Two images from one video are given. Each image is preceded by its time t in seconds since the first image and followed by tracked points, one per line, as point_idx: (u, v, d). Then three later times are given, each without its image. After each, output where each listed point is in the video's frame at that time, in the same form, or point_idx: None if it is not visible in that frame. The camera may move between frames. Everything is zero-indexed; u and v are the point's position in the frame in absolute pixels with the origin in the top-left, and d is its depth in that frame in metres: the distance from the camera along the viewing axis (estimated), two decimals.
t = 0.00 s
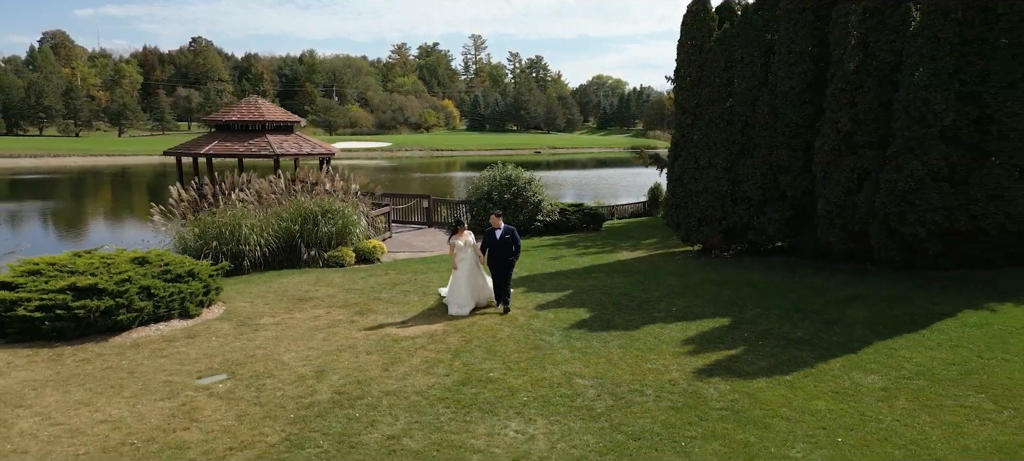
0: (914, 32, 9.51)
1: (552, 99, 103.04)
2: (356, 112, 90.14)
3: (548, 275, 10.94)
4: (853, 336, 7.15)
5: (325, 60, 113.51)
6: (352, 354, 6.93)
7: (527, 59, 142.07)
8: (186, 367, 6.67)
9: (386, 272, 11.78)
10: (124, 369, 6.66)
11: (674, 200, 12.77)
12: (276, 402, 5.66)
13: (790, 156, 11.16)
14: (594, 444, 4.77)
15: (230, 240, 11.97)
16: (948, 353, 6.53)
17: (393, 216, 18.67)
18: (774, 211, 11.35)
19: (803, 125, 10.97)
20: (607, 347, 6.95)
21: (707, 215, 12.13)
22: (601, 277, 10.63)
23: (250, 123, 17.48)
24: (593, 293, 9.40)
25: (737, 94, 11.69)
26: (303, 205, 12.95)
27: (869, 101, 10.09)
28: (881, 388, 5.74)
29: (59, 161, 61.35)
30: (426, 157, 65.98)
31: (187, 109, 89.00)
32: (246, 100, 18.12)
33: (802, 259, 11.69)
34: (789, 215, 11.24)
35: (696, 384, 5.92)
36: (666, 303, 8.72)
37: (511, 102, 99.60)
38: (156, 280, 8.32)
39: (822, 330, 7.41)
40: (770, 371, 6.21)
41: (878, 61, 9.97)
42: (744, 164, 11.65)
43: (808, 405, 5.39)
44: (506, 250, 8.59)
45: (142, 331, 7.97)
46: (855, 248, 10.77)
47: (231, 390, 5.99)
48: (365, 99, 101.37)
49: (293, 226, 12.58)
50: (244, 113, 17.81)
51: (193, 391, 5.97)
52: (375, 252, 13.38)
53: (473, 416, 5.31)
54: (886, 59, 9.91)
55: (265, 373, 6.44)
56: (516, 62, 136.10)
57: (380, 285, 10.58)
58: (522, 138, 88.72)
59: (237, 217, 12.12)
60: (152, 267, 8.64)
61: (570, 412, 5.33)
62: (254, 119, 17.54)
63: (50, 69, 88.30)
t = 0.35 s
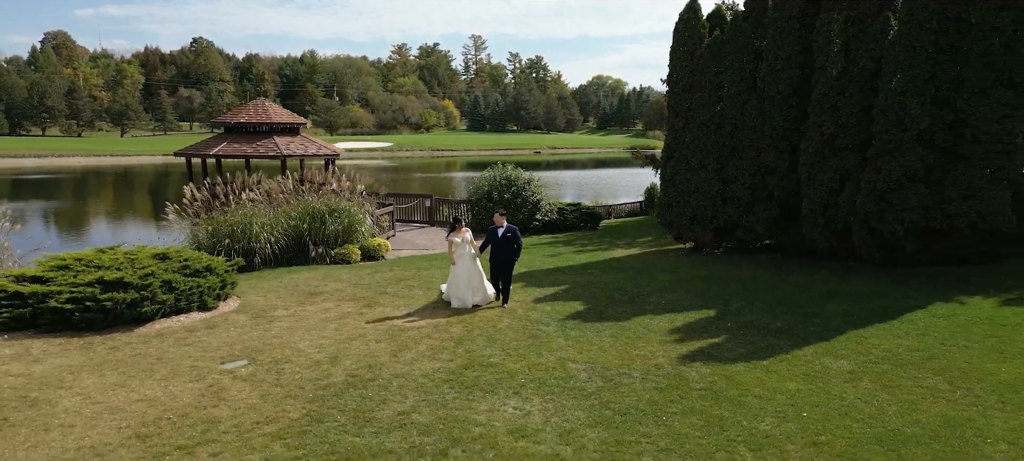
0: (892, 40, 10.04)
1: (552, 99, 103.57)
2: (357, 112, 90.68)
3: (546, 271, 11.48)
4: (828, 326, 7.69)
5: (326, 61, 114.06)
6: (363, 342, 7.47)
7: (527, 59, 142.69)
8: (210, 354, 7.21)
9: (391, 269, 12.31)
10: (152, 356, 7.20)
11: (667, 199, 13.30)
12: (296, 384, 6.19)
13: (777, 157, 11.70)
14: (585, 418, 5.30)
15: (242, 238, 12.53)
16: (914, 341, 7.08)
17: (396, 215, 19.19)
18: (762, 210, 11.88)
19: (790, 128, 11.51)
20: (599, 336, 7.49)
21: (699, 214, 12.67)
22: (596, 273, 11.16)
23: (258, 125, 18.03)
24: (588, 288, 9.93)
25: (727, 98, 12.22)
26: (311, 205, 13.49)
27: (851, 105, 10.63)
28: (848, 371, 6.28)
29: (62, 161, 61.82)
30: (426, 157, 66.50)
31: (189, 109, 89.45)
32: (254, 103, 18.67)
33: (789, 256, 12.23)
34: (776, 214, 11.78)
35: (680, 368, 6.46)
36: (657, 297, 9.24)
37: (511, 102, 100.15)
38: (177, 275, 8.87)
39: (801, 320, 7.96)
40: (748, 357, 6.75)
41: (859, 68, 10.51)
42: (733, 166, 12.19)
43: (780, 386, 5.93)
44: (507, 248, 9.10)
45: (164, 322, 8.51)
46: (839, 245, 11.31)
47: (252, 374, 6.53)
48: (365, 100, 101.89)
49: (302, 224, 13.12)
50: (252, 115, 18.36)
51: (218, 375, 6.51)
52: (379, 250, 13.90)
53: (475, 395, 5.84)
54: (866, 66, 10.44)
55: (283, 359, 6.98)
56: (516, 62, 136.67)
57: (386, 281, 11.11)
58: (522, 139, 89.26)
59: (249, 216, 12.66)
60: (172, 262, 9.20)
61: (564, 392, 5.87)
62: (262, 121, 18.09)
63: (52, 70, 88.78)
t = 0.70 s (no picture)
0: (872, 48, 10.59)
1: (551, 100, 104.15)
2: (357, 112, 91.24)
3: (544, 267, 12.02)
4: (807, 317, 8.24)
5: (326, 62, 114.60)
6: (373, 332, 8.02)
7: (527, 59, 143.32)
8: (230, 343, 7.75)
9: (396, 266, 12.86)
10: (177, 345, 7.74)
11: (660, 199, 13.83)
12: (312, 369, 6.74)
13: (765, 159, 12.25)
14: (577, 398, 5.85)
15: (253, 237, 13.08)
16: (884, 330, 7.63)
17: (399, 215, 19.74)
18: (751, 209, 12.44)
19: (777, 131, 12.06)
20: (592, 327, 8.03)
21: (690, 213, 13.22)
22: (593, 269, 11.70)
23: (266, 127, 18.59)
24: (584, 283, 10.48)
25: (718, 102, 12.77)
26: (319, 204, 14.03)
27: (834, 109, 11.17)
28: (821, 357, 6.83)
29: (65, 162, 62.32)
30: (426, 158, 67.04)
31: (191, 110, 89.96)
32: (261, 106, 19.22)
33: (777, 253, 12.79)
34: (764, 212, 12.33)
35: (666, 355, 7.01)
36: (649, 291, 9.78)
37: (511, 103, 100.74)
38: (196, 270, 9.40)
39: (782, 312, 8.50)
40: (730, 345, 7.30)
41: (841, 74, 11.07)
42: (724, 166, 12.73)
43: (757, 370, 6.47)
44: (507, 246, 9.55)
45: (184, 315, 9.04)
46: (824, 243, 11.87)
47: (272, 360, 7.08)
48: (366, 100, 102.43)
49: (310, 223, 13.65)
50: (260, 117, 18.90)
51: (240, 361, 7.06)
52: (384, 248, 14.42)
53: (477, 378, 6.39)
54: (848, 72, 10.98)
55: (299, 347, 7.53)
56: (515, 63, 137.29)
57: (392, 277, 11.66)
58: (522, 139, 89.83)
59: (259, 215, 13.20)
60: (191, 259, 9.74)
61: (558, 375, 6.42)
62: (269, 123, 18.64)
63: (53, 70, 89.26)
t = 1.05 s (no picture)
0: (854, 56, 11.12)
1: (551, 100, 104.70)
2: (358, 112, 91.77)
3: (542, 264, 12.56)
4: (787, 310, 8.79)
5: (327, 62, 115.18)
6: (381, 324, 8.56)
7: (527, 60, 143.91)
8: (248, 334, 8.30)
9: (400, 263, 13.42)
10: (198, 335, 8.28)
11: (653, 199, 14.38)
12: (327, 356, 7.29)
13: (753, 160, 12.80)
14: (570, 381, 6.40)
15: (264, 235, 13.64)
16: (858, 321, 8.18)
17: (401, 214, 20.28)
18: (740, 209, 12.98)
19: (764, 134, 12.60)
20: (587, 319, 8.58)
21: (682, 212, 13.76)
22: (589, 266, 12.25)
23: (273, 129, 19.14)
24: (579, 279, 11.03)
25: (708, 106, 13.31)
26: (325, 204, 14.56)
27: (819, 113, 11.71)
28: (797, 346, 7.38)
29: (69, 162, 62.80)
30: (427, 158, 67.56)
31: (192, 110, 90.47)
32: (268, 108, 19.77)
33: (764, 251, 13.35)
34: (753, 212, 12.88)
35: (654, 343, 7.55)
36: (642, 286, 10.33)
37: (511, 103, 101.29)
38: (212, 267, 9.95)
39: (765, 305, 9.05)
40: (713, 335, 7.85)
41: (825, 80, 11.61)
42: (714, 168, 13.28)
43: (737, 357, 7.02)
44: (502, 245, 9.96)
45: (202, 308, 9.59)
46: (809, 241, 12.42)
47: (288, 348, 7.63)
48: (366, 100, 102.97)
49: (317, 222, 14.19)
50: (267, 119, 19.45)
51: (259, 349, 7.61)
52: (388, 246, 14.93)
53: (479, 364, 6.94)
54: (831, 78, 11.52)
55: (312, 337, 8.07)
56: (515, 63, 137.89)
57: (397, 273, 12.21)
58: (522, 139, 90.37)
59: (269, 215, 13.75)
60: (207, 256, 10.29)
61: (554, 361, 6.97)
62: (276, 125, 19.19)
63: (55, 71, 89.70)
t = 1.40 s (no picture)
0: (838, 62, 11.67)
1: (551, 100, 105.24)
2: (359, 113, 92.27)
3: (540, 262, 13.11)
4: (770, 303, 9.33)
5: (327, 63, 115.66)
6: (388, 317, 9.11)
7: (527, 60, 144.44)
8: (264, 326, 8.85)
9: (404, 261, 13.96)
10: (217, 327, 8.83)
11: (648, 199, 14.92)
12: (339, 345, 7.83)
13: (743, 162, 13.34)
14: (565, 367, 6.95)
15: (273, 234, 14.18)
16: (836, 314, 8.73)
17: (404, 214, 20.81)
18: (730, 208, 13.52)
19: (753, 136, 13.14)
20: (581, 312, 9.13)
21: (675, 212, 14.31)
22: (585, 263, 12.80)
23: (279, 131, 19.68)
24: (576, 275, 11.58)
25: (700, 110, 13.84)
26: (331, 204, 15.09)
27: (805, 117, 12.25)
28: (777, 336, 7.92)
29: (72, 162, 63.28)
30: (427, 158, 68.09)
31: (194, 111, 90.95)
32: (275, 111, 20.31)
33: (754, 249, 13.90)
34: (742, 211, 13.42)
35: (643, 333, 8.10)
36: (635, 282, 10.88)
37: (512, 103, 101.81)
38: (228, 263, 10.50)
39: (750, 299, 9.59)
40: (699, 326, 8.39)
41: (811, 85, 12.14)
42: (706, 169, 13.82)
43: (721, 346, 7.57)
44: (497, 242, 10.46)
45: (218, 302, 10.15)
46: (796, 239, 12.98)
47: (303, 338, 8.18)
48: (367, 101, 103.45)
49: (324, 222, 14.72)
50: (273, 121, 19.99)
51: (275, 339, 8.15)
52: (392, 244, 15.45)
53: (481, 352, 7.49)
54: (817, 83, 12.06)
55: (324, 328, 8.62)
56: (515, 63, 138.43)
57: (401, 270, 12.76)
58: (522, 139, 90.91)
59: (277, 214, 14.29)
60: (222, 253, 10.85)
61: (550, 350, 7.51)
62: (282, 128, 19.74)
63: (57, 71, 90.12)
